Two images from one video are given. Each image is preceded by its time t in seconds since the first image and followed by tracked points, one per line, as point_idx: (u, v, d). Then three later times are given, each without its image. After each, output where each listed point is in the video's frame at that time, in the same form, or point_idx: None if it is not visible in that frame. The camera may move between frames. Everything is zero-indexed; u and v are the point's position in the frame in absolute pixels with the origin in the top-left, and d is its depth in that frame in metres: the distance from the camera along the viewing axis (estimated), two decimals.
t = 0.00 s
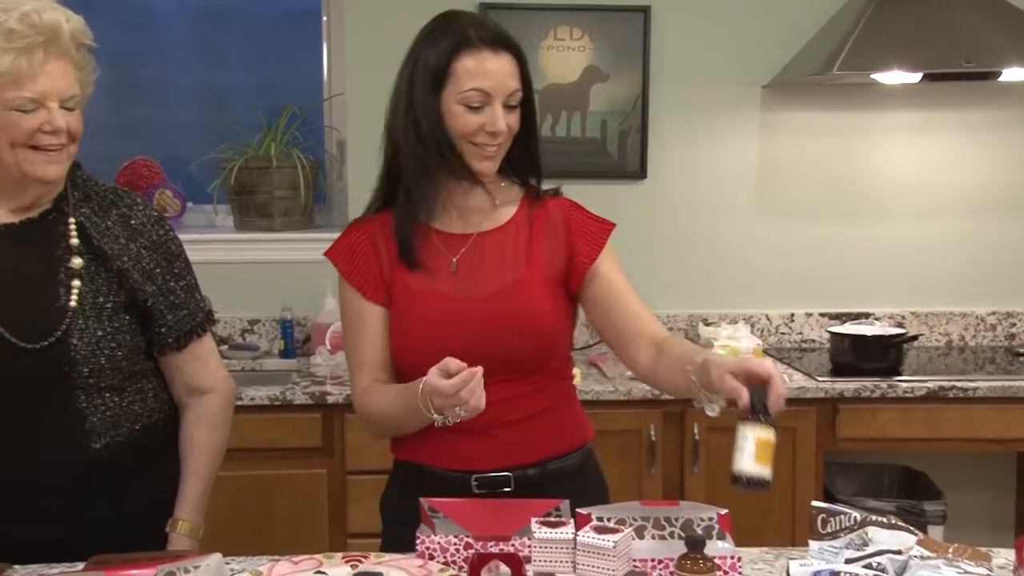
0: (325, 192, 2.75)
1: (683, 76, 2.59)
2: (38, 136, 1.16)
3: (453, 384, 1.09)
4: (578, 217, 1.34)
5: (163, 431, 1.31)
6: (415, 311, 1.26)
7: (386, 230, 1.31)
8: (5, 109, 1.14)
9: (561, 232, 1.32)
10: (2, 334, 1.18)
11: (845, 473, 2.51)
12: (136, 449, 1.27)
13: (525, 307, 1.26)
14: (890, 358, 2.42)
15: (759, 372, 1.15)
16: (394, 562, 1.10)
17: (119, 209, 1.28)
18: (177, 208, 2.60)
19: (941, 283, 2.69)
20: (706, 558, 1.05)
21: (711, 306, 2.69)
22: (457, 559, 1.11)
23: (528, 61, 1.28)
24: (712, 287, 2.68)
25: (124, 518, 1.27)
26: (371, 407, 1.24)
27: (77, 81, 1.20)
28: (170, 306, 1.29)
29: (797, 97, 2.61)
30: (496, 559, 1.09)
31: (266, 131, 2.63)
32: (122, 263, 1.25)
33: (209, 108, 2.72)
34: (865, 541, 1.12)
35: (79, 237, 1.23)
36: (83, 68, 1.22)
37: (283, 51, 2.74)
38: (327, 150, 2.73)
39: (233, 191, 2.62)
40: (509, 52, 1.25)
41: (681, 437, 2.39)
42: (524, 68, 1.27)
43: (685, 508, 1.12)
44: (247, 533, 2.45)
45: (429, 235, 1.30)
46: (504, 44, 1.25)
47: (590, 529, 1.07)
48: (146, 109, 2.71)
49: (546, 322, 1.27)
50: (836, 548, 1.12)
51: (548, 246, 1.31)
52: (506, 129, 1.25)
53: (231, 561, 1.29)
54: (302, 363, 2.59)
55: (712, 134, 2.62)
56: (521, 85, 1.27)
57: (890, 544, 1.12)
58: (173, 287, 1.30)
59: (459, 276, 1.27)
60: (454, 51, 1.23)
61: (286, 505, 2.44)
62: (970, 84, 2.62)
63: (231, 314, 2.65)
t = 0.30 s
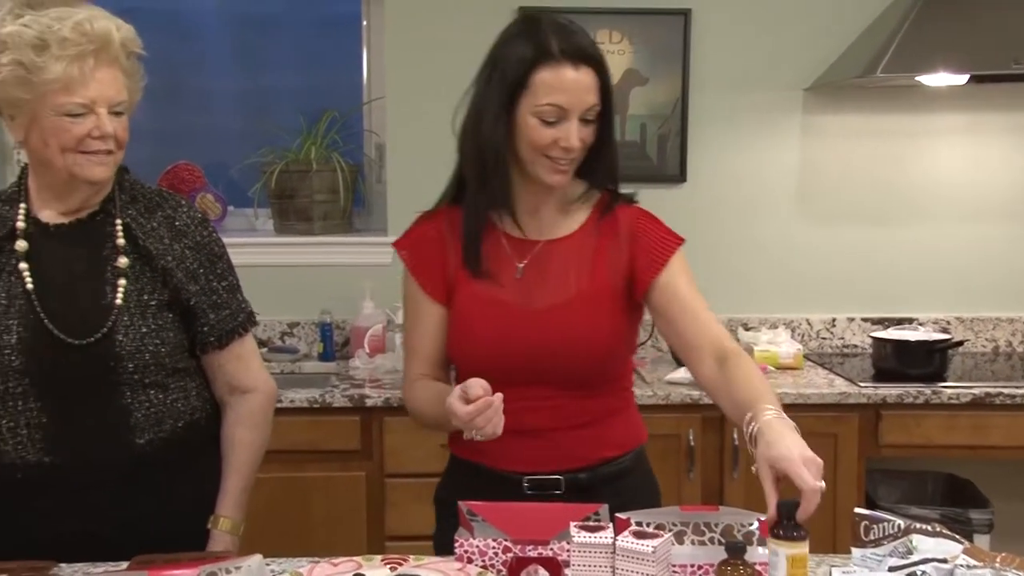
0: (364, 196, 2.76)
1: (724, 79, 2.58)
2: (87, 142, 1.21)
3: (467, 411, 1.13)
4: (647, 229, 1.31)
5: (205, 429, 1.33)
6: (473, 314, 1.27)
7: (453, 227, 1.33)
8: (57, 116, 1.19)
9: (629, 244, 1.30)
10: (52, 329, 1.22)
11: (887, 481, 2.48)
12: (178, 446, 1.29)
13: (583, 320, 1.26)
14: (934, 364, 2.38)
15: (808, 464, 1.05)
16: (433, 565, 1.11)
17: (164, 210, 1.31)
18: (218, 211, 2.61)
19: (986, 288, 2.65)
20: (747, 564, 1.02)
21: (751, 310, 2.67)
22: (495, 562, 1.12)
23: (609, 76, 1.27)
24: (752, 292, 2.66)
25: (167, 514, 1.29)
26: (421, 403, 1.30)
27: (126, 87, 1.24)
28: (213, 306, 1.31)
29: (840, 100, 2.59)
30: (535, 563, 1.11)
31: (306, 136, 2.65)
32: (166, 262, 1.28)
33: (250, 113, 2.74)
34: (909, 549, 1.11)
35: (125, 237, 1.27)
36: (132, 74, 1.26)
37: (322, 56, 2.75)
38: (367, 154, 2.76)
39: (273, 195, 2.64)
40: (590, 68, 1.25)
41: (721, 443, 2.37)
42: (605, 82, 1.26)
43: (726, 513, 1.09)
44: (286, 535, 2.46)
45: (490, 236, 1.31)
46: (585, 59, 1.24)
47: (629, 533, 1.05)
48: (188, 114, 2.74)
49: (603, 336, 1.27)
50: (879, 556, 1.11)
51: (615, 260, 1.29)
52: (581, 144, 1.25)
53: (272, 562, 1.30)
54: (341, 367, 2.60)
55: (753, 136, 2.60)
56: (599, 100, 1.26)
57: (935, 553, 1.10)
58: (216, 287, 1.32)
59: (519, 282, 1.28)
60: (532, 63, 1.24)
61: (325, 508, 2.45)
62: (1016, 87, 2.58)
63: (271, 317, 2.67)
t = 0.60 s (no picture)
0: (387, 197, 2.77)
1: (748, 80, 2.57)
2: (112, 141, 1.24)
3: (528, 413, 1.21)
4: (753, 233, 1.28)
5: (228, 428, 1.36)
6: (567, 318, 1.30)
7: (555, 232, 1.38)
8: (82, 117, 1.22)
9: (732, 252, 1.28)
10: (76, 328, 1.24)
11: (913, 483, 2.46)
12: (200, 444, 1.32)
13: (680, 325, 1.26)
14: (960, 366, 2.36)
15: (826, 490, 1.02)
16: (455, 566, 1.12)
17: (188, 212, 1.34)
18: (243, 213, 2.63)
19: (1012, 289, 2.64)
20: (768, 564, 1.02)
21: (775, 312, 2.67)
22: (518, 563, 1.13)
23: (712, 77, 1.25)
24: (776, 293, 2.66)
25: (190, 511, 1.32)
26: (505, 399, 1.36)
27: (150, 88, 1.27)
28: (235, 306, 1.33)
29: (865, 101, 2.58)
30: (557, 564, 1.12)
31: (329, 137, 2.66)
32: (189, 262, 1.30)
33: (275, 115, 2.75)
34: (935, 552, 1.08)
35: (149, 238, 1.30)
36: (155, 74, 1.29)
37: (347, 58, 2.76)
38: (390, 156, 2.77)
39: (297, 196, 2.65)
40: (689, 71, 1.23)
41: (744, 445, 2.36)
42: (707, 87, 1.24)
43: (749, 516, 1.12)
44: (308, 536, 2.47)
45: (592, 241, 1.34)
46: (684, 62, 1.23)
47: (652, 535, 1.06)
48: (213, 115, 2.75)
49: (702, 342, 1.26)
50: (904, 559, 1.10)
51: (716, 267, 1.28)
52: (679, 150, 1.25)
53: (294, 563, 1.31)
54: (364, 367, 2.61)
55: (777, 137, 2.59)
56: (701, 104, 1.24)
57: (961, 556, 1.08)
58: (239, 288, 1.34)
59: (617, 286, 1.30)
60: (629, 69, 1.25)
61: (347, 509, 2.45)
62: None
63: (295, 319, 2.69)
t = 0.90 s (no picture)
0: (399, 197, 2.83)
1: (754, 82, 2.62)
2: (127, 140, 1.29)
3: (573, 401, 1.33)
4: (824, 235, 1.32)
5: (241, 422, 1.40)
6: (638, 314, 1.37)
7: (626, 231, 1.45)
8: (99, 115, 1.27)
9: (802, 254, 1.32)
10: (93, 324, 1.29)
11: (916, 478, 2.50)
12: (213, 438, 1.36)
13: (748, 324, 1.31)
14: (961, 364, 2.42)
15: (838, 501, 1.04)
16: (466, 558, 1.17)
17: (202, 211, 1.38)
18: (258, 213, 2.68)
19: (1014, 288, 2.68)
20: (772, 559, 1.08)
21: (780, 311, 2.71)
22: (528, 556, 1.18)
23: (782, 77, 1.29)
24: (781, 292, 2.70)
25: (207, 502, 1.37)
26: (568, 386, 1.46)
27: (164, 88, 1.32)
28: (248, 303, 1.38)
29: (869, 103, 2.62)
30: (567, 557, 1.14)
31: (343, 139, 2.71)
32: (203, 260, 1.35)
33: (290, 117, 2.80)
34: (936, 545, 1.14)
35: (164, 236, 1.34)
36: (170, 76, 1.34)
37: (360, 60, 2.81)
38: (402, 156, 2.82)
39: (311, 196, 2.70)
40: (757, 70, 1.28)
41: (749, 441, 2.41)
42: (775, 85, 1.28)
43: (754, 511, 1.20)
44: (322, 529, 2.52)
45: (664, 241, 1.40)
46: (751, 61, 1.28)
47: (660, 529, 1.14)
48: (228, 116, 2.81)
49: (770, 341, 1.31)
50: (906, 552, 1.17)
51: (785, 269, 1.33)
52: (748, 149, 1.30)
53: (309, 556, 1.35)
54: (376, 364, 2.66)
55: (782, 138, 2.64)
56: (768, 103, 1.29)
57: (962, 548, 1.13)
58: (252, 285, 1.38)
59: (687, 285, 1.36)
60: (698, 67, 1.31)
61: (360, 504, 2.50)
62: None
63: (309, 316, 2.74)
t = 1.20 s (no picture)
0: (411, 201, 2.95)
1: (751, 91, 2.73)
2: (151, 147, 1.40)
3: (582, 393, 1.39)
4: (840, 240, 1.35)
5: (260, 414, 1.52)
6: (656, 313, 1.42)
7: (648, 232, 1.50)
8: (125, 124, 1.38)
9: (818, 255, 1.36)
10: (120, 321, 1.40)
11: (905, 470, 2.62)
12: (232, 430, 1.47)
13: (763, 326, 1.35)
14: (949, 360, 2.52)
15: (838, 499, 1.09)
16: (474, 547, 1.23)
17: (222, 215, 1.50)
18: (276, 216, 2.80)
19: (1000, 289, 2.79)
20: (770, 548, 1.11)
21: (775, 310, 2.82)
22: (534, 544, 1.25)
23: (793, 86, 1.30)
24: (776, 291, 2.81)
25: (227, 490, 1.48)
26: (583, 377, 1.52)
27: (185, 98, 1.43)
28: (266, 302, 1.49)
29: (861, 111, 2.73)
30: (571, 546, 1.15)
31: (357, 145, 2.83)
32: (223, 261, 1.46)
33: (307, 124, 2.93)
34: (925, 534, 1.25)
35: (186, 239, 1.45)
36: (191, 86, 1.45)
37: (374, 70, 2.94)
38: (413, 162, 2.93)
39: (327, 200, 2.82)
40: (765, 80, 1.30)
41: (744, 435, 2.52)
42: (785, 93, 1.30)
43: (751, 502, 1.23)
44: (338, 518, 2.64)
45: (683, 243, 1.44)
46: (760, 71, 1.30)
47: (661, 519, 1.15)
48: (248, 124, 2.93)
49: (784, 342, 1.35)
50: (897, 541, 1.25)
51: (801, 271, 1.37)
52: (755, 155, 1.33)
53: (323, 544, 1.44)
54: (389, 361, 2.79)
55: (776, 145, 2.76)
56: (776, 111, 1.31)
57: (949, 538, 1.24)
58: (269, 285, 1.50)
59: (704, 286, 1.40)
60: (709, 75, 1.34)
61: (374, 494, 2.62)
62: None
63: (325, 315, 2.87)
